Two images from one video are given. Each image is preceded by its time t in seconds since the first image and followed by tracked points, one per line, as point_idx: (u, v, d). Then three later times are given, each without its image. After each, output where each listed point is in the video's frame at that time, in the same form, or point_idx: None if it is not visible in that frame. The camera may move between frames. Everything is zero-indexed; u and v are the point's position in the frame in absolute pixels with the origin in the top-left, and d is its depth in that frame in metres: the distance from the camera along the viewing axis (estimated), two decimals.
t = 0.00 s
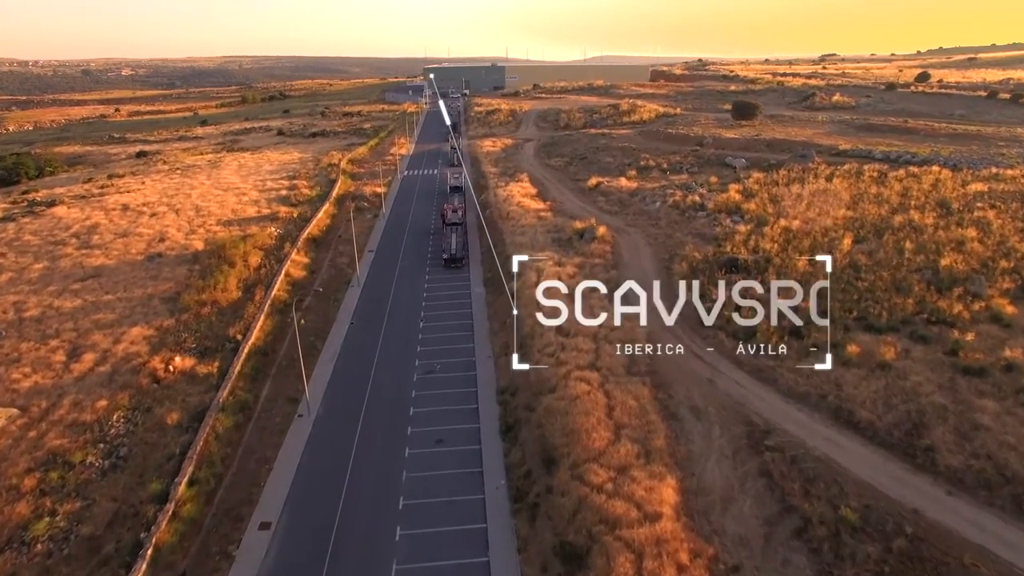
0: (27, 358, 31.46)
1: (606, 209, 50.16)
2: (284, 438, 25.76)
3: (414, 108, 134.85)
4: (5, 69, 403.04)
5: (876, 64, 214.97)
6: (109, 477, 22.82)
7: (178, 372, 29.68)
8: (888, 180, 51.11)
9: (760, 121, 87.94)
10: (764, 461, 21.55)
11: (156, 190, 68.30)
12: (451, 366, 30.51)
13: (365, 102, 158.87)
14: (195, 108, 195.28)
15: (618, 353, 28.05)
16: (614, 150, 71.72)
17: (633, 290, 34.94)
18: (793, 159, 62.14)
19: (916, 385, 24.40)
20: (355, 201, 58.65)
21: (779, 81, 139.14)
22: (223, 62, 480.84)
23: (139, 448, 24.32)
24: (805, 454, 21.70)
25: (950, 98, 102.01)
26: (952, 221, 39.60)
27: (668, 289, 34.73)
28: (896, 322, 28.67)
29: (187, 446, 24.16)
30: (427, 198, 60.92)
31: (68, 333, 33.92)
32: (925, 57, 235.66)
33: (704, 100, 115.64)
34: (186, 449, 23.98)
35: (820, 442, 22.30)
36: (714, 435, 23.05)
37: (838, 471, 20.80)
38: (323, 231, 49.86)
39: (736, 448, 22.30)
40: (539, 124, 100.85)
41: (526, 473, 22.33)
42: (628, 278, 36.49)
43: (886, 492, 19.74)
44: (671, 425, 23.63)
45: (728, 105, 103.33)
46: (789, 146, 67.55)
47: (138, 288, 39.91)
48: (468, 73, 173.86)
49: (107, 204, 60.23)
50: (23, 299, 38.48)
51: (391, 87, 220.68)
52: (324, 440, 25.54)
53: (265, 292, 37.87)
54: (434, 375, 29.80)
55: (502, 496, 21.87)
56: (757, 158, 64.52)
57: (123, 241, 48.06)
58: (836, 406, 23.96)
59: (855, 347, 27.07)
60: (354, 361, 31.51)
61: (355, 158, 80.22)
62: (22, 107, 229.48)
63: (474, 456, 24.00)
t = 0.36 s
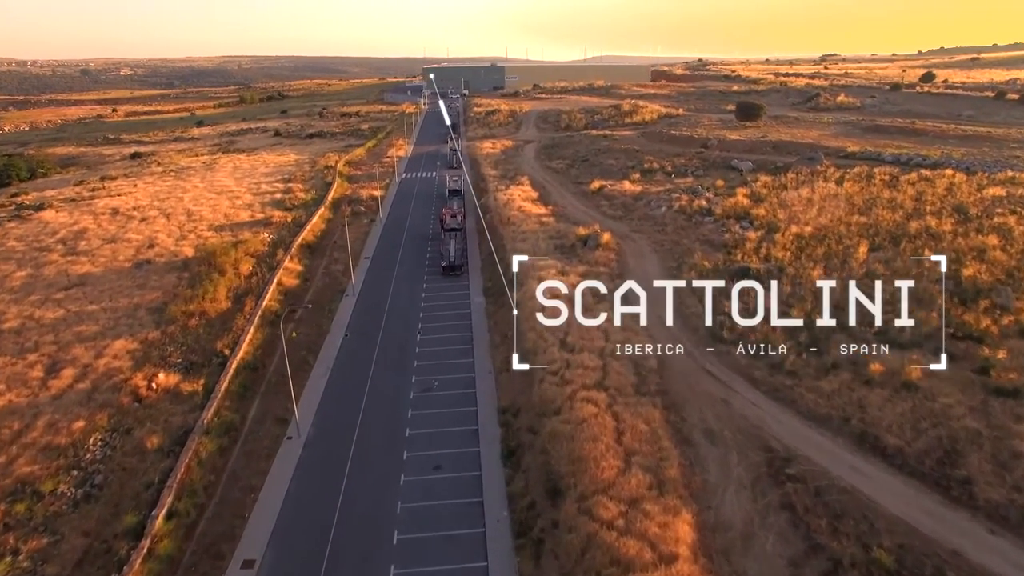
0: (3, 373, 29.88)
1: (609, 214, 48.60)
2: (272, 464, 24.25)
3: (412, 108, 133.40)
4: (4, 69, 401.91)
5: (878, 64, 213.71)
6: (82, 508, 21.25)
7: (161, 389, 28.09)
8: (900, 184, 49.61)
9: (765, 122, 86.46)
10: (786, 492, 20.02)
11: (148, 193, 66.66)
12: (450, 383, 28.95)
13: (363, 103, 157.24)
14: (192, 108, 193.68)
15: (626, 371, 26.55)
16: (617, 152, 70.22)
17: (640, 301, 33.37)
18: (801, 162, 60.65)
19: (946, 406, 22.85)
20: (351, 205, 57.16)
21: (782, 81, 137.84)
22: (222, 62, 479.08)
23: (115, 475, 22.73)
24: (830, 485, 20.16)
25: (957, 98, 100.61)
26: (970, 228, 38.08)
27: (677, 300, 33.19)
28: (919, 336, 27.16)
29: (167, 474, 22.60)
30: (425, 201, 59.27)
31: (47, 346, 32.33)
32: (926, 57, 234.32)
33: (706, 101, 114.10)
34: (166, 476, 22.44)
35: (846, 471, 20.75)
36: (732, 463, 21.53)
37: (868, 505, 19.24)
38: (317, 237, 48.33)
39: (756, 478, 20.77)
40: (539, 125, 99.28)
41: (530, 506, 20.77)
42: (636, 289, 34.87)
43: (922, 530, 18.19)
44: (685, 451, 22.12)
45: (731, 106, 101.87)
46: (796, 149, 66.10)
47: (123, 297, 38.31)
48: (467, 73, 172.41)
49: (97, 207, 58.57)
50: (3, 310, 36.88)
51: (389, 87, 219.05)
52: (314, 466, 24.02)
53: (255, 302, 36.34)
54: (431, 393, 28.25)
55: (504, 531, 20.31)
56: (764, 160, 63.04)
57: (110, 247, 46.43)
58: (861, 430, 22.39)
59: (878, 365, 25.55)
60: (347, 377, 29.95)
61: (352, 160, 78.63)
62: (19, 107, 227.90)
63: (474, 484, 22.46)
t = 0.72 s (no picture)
0: None
1: (615, 220, 47.04)
2: (258, 493, 22.67)
3: (411, 109, 131.81)
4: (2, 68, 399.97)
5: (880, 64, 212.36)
6: (52, 546, 19.66)
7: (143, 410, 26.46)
8: (914, 189, 48.08)
9: (770, 123, 84.93)
10: (814, 531, 18.44)
11: (139, 196, 64.92)
12: (449, 403, 27.32)
13: (362, 103, 155.50)
14: (189, 107, 191.83)
15: (636, 392, 25.00)
16: (620, 154, 68.67)
17: (649, 313, 31.82)
18: (809, 165, 59.15)
19: (982, 432, 21.28)
20: (347, 210, 55.58)
21: (786, 82, 136.34)
22: (223, 62, 476.31)
23: (89, 507, 21.12)
24: (862, 524, 18.59)
25: (964, 99, 99.04)
26: (992, 235, 36.55)
27: (687, 312, 31.62)
28: (947, 354, 25.61)
29: (145, 506, 21.00)
30: (424, 205, 57.60)
31: (25, 362, 30.68)
32: (929, 57, 232.81)
33: (709, 101, 112.52)
34: (144, 510, 20.83)
35: (878, 507, 19.17)
36: (753, 497, 19.93)
37: (904, 547, 17.68)
38: (312, 244, 46.76)
39: (780, 515, 19.19)
40: (540, 126, 97.59)
41: (536, 545, 19.17)
42: (639, 293, 34.13)
43: None
44: (702, 483, 20.55)
45: (735, 108, 100.31)
46: (803, 151, 64.57)
47: (108, 307, 36.65)
48: (467, 73, 170.83)
49: (85, 212, 56.83)
50: None
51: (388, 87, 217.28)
52: (303, 496, 22.45)
53: (246, 314, 34.74)
54: (429, 414, 26.61)
55: (507, 571, 18.75)
56: (771, 163, 61.55)
57: (97, 254, 44.73)
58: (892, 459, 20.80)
59: (905, 385, 23.98)
60: (340, 397, 28.34)
61: (349, 162, 76.98)
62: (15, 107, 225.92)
63: (476, 518, 20.86)
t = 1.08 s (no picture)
0: None
1: (621, 226, 45.44)
2: (245, 526, 21.06)
3: (411, 109, 130.23)
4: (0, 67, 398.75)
5: (884, 64, 211.00)
6: None
7: (123, 433, 24.74)
8: (931, 193, 46.46)
9: (776, 125, 83.37)
10: None
11: (131, 200, 63.22)
12: (449, 426, 25.72)
13: (361, 103, 153.82)
14: (186, 108, 190.17)
15: (649, 416, 23.39)
16: (624, 157, 67.08)
17: (660, 327, 30.22)
18: (820, 169, 57.62)
19: None
20: (344, 214, 53.96)
21: (790, 82, 134.82)
22: (223, 62, 475.32)
23: (60, 547, 19.49)
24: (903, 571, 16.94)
25: (973, 99, 97.47)
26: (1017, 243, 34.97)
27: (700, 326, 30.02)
28: (981, 374, 23.99)
29: (119, 545, 19.33)
30: (424, 210, 55.94)
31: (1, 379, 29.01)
32: (932, 57, 231.37)
33: (713, 102, 110.80)
34: (118, 549, 19.17)
35: (918, 550, 17.53)
36: (781, 537, 18.29)
37: None
38: (307, 251, 45.15)
39: (812, 557, 17.52)
40: (542, 127, 95.83)
41: None
42: (639, 293, 34.08)
43: None
44: (725, 521, 18.88)
45: (739, 109, 98.72)
46: (812, 154, 62.99)
47: (92, 318, 34.99)
48: (467, 73, 169.28)
49: (74, 216, 55.14)
50: None
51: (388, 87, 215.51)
52: (292, 530, 20.84)
53: (236, 327, 33.09)
54: (429, 439, 25.02)
55: None
56: (780, 166, 60.00)
57: (84, 261, 43.05)
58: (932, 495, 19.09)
59: (939, 409, 22.32)
60: (334, 419, 26.77)
61: (347, 165, 75.30)
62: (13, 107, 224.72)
63: (479, 557, 19.22)
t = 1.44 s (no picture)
0: None
1: (630, 234, 43.84)
2: (230, 569, 19.38)
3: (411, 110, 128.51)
4: None
5: (887, 64, 209.42)
6: None
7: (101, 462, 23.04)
8: (950, 199, 44.85)
9: (783, 127, 81.77)
10: None
11: (123, 204, 61.49)
12: (452, 453, 24.09)
13: (360, 104, 152.07)
14: (183, 108, 188.14)
15: (667, 446, 21.76)
16: (629, 160, 65.49)
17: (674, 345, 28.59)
18: (832, 173, 56.03)
19: None
20: (341, 220, 52.28)
21: (795, 83, 133.11)
22: (223, 62, 473.53)
23: None
24: None
25: (983, 100, 95.84)
26: None
27: (717, 344, 28.38)
28: None
29: None
30: (423, 215, 54.21)
31: None
32: (935, 57, 229.68)
33: (718, 103, 109.10)
34: None
35: None
36: None
37: None
38: (303, 259, 43.49)
39: None
40: (544, 129, 94.16)
41: None
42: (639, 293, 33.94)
43: None
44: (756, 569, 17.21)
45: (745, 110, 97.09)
46: (823, 158, 61.38)
47: (76, 332, 33.24)
48: (467, 74, 167.61)
49: (63, 222, 53.37)
50: None
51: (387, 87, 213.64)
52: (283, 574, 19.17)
53: (227, 342, 31.42)
54: (430, 468, 23.37)
55: None
56: (790, 170, 58.41)
57: (70, 270, 41.28)
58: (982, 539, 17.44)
59: (982, 440, 20.63)
60: (330, 445, 25.18)
61: (345, 168, 73.53)
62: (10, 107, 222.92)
63: None
